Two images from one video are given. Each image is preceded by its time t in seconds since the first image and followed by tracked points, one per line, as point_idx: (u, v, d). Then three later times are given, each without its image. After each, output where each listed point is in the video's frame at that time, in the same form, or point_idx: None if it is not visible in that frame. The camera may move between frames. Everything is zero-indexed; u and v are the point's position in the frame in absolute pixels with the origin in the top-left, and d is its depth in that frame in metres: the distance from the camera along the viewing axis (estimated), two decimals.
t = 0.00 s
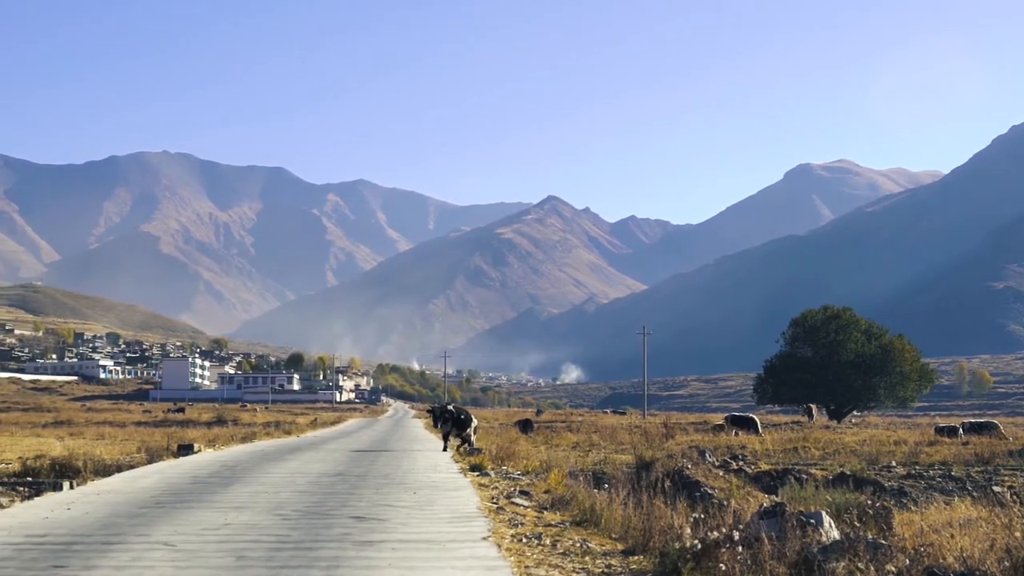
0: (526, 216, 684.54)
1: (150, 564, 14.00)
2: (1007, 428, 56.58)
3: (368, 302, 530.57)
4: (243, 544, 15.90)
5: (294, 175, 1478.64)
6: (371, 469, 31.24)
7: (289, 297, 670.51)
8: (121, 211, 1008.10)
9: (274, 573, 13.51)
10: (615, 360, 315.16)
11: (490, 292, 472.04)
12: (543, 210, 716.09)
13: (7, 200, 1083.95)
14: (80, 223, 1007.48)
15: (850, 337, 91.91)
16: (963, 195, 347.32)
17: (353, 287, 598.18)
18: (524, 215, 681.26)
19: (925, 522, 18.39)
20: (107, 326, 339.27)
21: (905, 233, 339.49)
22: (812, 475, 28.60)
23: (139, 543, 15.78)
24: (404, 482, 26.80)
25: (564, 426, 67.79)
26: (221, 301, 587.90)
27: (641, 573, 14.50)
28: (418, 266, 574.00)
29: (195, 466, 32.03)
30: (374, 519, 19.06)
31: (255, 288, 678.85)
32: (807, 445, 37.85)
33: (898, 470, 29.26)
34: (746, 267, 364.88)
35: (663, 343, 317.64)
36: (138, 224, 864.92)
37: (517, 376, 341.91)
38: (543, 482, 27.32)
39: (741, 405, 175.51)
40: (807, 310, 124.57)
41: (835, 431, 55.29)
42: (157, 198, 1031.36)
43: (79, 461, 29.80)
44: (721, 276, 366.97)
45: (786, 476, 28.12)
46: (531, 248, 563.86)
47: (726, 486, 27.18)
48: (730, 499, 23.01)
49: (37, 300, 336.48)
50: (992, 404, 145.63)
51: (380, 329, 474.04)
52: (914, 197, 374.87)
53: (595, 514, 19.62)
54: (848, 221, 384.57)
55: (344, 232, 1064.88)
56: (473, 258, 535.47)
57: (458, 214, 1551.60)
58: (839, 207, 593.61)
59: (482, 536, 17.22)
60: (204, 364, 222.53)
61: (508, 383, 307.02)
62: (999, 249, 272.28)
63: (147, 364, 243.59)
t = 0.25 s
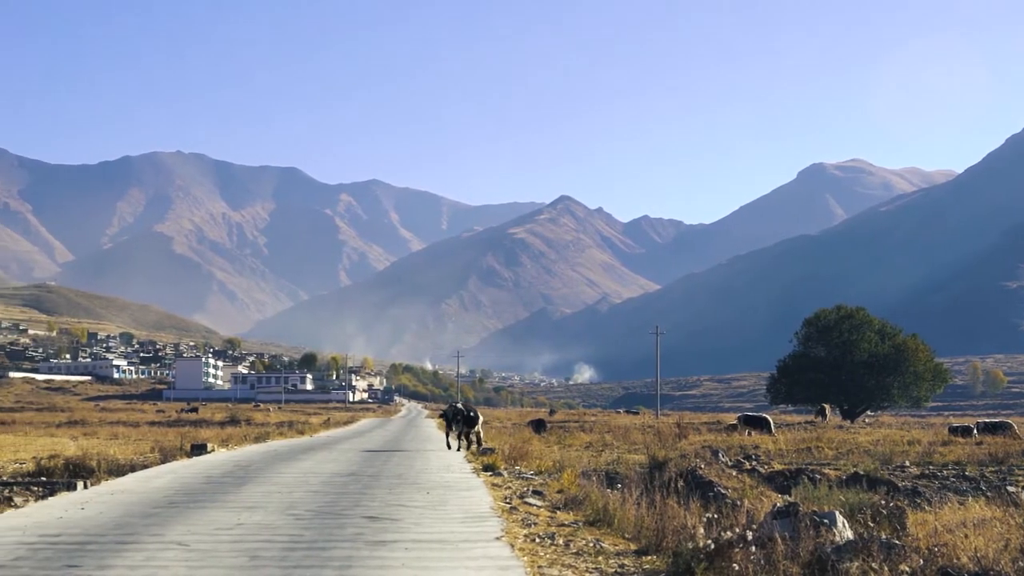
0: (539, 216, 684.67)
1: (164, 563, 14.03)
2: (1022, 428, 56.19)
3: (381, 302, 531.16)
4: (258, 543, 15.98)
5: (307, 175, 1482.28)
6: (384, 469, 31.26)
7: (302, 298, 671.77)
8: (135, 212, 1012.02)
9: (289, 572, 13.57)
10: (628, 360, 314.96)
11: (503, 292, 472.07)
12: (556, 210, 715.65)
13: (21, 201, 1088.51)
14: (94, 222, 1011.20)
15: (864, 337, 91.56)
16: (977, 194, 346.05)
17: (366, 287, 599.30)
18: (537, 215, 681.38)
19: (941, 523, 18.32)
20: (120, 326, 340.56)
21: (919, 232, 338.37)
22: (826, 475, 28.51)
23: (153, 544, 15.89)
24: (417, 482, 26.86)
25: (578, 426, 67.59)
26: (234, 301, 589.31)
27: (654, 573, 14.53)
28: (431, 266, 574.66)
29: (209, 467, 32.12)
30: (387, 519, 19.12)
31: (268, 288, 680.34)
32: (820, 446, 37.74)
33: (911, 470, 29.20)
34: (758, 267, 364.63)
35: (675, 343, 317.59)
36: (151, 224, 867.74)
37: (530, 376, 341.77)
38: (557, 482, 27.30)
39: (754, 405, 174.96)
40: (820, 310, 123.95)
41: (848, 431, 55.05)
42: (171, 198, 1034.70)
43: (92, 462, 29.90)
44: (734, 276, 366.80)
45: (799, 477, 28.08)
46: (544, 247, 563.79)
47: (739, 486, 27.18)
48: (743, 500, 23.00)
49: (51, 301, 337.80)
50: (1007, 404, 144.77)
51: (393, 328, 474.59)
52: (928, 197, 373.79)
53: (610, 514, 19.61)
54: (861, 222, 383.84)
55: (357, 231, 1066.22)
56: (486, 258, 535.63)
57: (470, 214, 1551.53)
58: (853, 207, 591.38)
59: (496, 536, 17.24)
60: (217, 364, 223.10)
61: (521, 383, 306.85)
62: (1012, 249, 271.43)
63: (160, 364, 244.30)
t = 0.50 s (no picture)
0: (552, 216, 684.78)
1: (177, 563, 14.12)
2: None
3: (394, 302, 531.55)
4: (272, 544, 16.07)
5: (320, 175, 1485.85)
6: (398, 469, 31.31)
7: (315, 298, 673.23)
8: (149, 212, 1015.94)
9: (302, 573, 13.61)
10: (641, 360, 314.64)
11: (516, 293, 472.05)
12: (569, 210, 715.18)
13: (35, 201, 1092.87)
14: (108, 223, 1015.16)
15: (878, 336, 91.28)
16: (991, 194, 344.66)
17: (380, 286, 600.27)
18: (550, 215, 681.39)
19: (952, 523, 18.34)
20: (134, 326, 342.03)
21: (933, 232, 337.03)
22: (840, 475, 28.50)
23: (166, 543, 15.96)
24: (431, 482, 26.89)
25: (592, 426, 67.31)
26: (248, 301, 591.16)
27: (669, 574, 14.56)
28: (444, 266, 575.74)
29: (222, 466, 32.22)
30: (401, 518, 19.15)
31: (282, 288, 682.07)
32: (834, 446, 37.66)
33: (926, 470, 29.12)
34: (771, 267, 364.05)
35: (688, 343, 317.36)
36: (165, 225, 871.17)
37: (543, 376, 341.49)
38: (570, 482, 27.35)
39: (767, 406, 174.68)
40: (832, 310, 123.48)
41: (862, 431, 54.89)
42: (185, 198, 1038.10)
43: (105, 460, 30.00)
44: (747, 276, 366.36)
45: (813, 477, 28.02)
46: (558, 247, 563.11)
47: (753, 485, 27.15)
48: (757, 499, 23.02)
49: (65, 301, 339.53)
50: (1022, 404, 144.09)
51: (407, 328, 475.02)
52: (941, 197, 372.51)
53: (623, 515, 19.64)
54: (874, 221, 382.48)
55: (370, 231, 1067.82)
56: (499, 258, 535.58)
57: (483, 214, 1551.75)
58: (866, 206, 589.41)
59: (511, 536, 17.29)
60: (231, 364, 224.07)
61: (535, 383, 306.53)
62: None
63: (174, 364, 245.39)
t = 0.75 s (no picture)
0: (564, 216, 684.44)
1: (191, 562, 14.24)
2: None
3: (407, 302, 532.26)
4: (284, 544, 16.14)
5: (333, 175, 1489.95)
6: (410, 469, 31.39)
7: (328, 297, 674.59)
8: (163, 212, 1019.93)
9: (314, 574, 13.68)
10: (654, 360, 314.04)
11: (529, 293, 471.75)
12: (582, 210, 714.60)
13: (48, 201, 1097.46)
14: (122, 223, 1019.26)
15: (891, 337, 91.09)
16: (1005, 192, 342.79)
17: (392, 286, 600.88)
18: (562, 215, 681.07)
19: (968, 523, 18.28)
20: (147, 326, 343.40)
21: (946, 231, 335.94)
22: (853, 475, 28.47)
23: (180, 542, 16.07)
24: (444, 482, 26.94)
25: (604, 426, 67.35)
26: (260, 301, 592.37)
27: (679, 573, 14.61)
28: (457, 266, 575.72)
29: (235, 466, 32.40)
30: (414, 518, 19.26)
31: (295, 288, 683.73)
32: (847, 445, 37.61)
33: (940, 470, 29.03)
34: (784, 267, 362.93)
35: (701, 344, 316.75)
36: (178, 225, 873.70)
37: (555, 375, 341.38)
38: (582, 482, 27.40)
39: (780, 406, 174.32)
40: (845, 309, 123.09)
41: (875, 432, 54.69)
42: (198, 198, 1041.21)
43: (119, 460, 30.10)
44: (759, 276, 365.35)
45: (826, 478, 28.06)
46: (570, 247, 562.48)
47: (765, 486, 27.16)
48: (770, 499, 23.02)
49: (78, 301, 341.04)
50: None
51: (419, 329, 475.42)
52: (955, 196, 370.61)
53: (636, 514, 19.68)
54: (887, 221, 380.94)
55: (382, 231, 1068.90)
56: (512, 258, 535.75)
57: (495, 214, 1551.12)
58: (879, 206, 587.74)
59: (523, 535, 17.35)
60: (244, 364, 224.65)
61: (548, 383, 306.51)
62: None
63: (187, 364, 246.41)
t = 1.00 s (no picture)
0: (576, 216, 683.99)
1: (203, 562, 14.29)
2: None
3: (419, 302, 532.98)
4: (298, 543, 16.23)
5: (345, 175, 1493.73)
6: (424, 468, 31.44)
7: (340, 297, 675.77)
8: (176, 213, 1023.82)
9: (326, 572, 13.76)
10: (666, 360, 313.73)
11: (542, 293, 471.73)
12: (594, 210, 713.91)
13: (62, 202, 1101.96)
14: (135, 223, 1022.64)
15: (904, 337, 90.84)
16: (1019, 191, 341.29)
17: (405, 287, 601.51)
18: (574, 215, 680.92)
19: (981, 523, 18.28)
20: (160, 326, 344.62)
21: (959, 231, 334.80)
22: (866, 475, 28.41)
23: (193, 542, 16.13)
24: (456, 482, 27.03)
25: (616, 426, 67.31)
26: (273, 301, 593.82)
27: (693, 573, 14.61)
28: (469, 266, 576.01)
29: (247, 466, 32.46)
30: (427, 518, 19.29)
31: (307, 288, 685.13)
32: (860, 445, 37.54)
33: (954, 471, 28.96)
34: (795, 266, 362.18)
35: (713, 344, 316.29)
36: (191, 225, 876.15)
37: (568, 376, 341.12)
38: (595, 482, 27.43)
39: (793, 405, 173.82)
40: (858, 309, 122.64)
41: (888, 431, 54.50)
42: (210, 199, 1044.35)
43: (132, 460, 30.23)
44: (771, 276, 364.70)
45: (840, 478, 27.97)
46: (583, 247, 561.92)
47: (778, 485, 27.11)
48: (783, 499, 23.03)
49: (91, 302, 342.37)
50: None
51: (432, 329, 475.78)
52: (968, 196, 369.27)
53: (648, 515, 19.71)
54: (900, 220, 379.69)
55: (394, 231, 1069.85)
56: (524, 257, 535.91)
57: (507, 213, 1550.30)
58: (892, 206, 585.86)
59: (535, 536, 17.39)
60: (256, 364, 225.19)
61: (560, 383, 306.29)
62: None
63: (199, 364, 247.21)
